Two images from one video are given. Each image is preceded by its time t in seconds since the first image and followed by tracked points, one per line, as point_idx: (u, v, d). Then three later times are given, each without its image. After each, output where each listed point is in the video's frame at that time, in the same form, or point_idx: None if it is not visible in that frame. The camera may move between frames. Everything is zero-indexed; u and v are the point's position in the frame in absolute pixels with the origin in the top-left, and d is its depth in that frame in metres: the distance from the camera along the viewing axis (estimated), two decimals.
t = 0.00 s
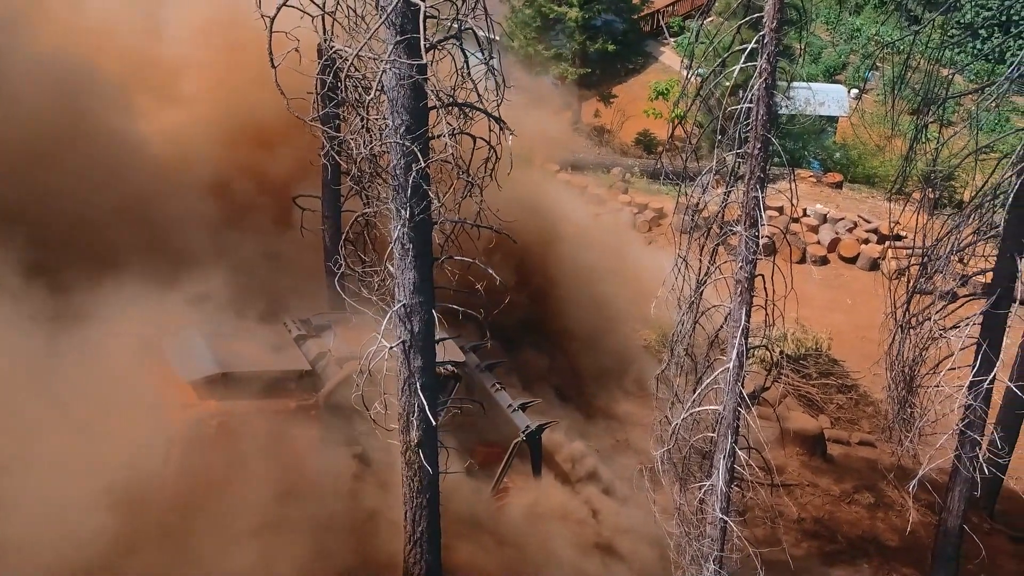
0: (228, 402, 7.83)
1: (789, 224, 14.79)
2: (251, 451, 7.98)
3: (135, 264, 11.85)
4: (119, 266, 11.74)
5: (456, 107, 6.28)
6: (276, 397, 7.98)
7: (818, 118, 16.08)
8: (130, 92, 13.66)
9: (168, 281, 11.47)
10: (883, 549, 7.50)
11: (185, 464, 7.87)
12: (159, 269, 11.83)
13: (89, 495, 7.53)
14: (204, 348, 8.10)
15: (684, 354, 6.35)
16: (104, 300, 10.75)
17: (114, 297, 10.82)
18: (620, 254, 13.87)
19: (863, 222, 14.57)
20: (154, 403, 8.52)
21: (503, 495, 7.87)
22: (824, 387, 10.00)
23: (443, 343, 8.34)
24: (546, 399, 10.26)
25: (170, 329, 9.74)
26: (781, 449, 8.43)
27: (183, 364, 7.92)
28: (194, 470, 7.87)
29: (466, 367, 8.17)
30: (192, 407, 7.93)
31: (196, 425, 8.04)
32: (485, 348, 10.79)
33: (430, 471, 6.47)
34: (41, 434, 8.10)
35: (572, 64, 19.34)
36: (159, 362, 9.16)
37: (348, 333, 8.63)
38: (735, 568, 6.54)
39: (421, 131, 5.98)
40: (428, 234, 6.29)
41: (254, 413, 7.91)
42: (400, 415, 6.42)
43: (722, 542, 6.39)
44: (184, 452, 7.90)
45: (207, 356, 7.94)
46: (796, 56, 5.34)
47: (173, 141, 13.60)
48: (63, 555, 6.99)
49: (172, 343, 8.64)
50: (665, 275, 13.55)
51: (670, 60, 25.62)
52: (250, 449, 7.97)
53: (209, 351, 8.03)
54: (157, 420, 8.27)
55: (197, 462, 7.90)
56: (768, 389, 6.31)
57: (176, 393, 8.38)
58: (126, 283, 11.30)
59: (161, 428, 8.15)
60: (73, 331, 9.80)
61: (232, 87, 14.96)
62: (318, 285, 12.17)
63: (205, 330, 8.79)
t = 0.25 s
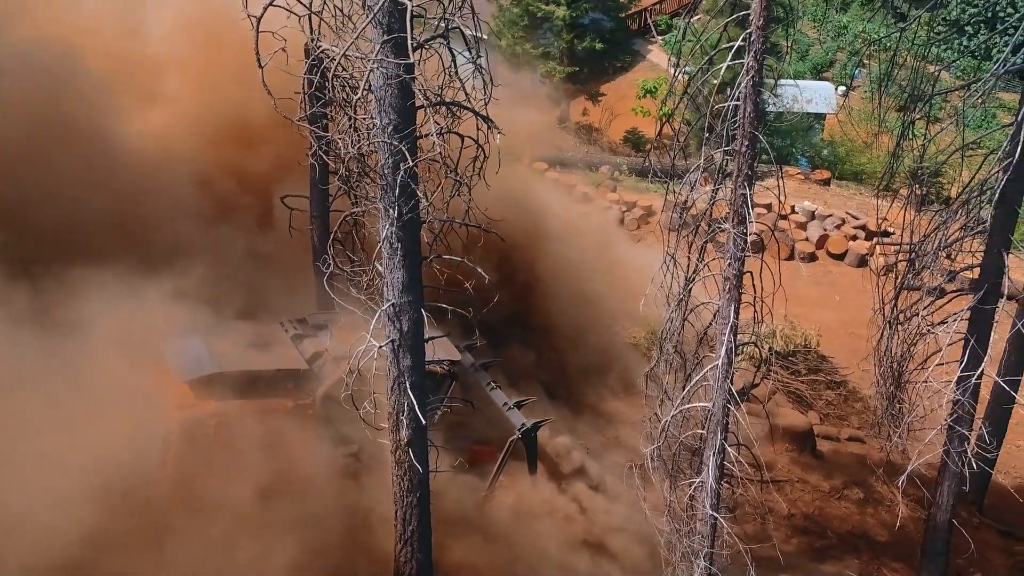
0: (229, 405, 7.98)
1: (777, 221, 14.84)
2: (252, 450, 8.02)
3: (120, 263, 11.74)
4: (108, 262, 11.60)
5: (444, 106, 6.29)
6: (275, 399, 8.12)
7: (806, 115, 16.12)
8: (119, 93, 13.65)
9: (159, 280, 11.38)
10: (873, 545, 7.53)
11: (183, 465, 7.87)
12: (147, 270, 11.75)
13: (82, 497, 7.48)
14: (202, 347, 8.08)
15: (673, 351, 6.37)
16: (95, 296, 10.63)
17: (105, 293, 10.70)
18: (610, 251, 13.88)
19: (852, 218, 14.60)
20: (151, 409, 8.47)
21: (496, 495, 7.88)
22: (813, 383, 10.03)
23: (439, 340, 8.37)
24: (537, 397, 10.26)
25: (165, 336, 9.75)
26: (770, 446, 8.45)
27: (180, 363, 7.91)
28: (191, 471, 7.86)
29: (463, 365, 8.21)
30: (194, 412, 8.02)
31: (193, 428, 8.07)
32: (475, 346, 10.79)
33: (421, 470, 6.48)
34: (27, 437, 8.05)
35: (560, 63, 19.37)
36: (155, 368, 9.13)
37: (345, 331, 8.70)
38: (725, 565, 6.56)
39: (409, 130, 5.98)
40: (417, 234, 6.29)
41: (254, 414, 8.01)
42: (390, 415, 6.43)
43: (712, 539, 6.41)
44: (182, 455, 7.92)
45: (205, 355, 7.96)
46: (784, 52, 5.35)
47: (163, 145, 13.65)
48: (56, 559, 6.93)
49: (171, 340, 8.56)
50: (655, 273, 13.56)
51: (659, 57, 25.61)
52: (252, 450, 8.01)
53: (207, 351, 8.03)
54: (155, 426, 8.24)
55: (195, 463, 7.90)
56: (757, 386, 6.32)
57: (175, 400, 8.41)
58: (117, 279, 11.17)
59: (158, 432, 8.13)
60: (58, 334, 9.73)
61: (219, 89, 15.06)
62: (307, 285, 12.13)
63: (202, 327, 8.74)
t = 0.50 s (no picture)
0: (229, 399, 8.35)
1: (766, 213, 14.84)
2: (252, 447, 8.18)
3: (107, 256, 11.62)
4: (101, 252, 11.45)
5: (432, 100, 6.30)
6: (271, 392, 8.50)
7: (795, 108, 16.12)
8: (104, 83, 13.54)
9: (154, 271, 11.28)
10: (863, 535, 7.56)
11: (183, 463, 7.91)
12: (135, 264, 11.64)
13: (75, 497, 7.42)
14: (197, 340, 8.47)
15: (663, 344, 6.38)
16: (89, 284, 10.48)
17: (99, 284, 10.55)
18: (600, 244, 13.86)
19: (841, 210, 14.60)
20: (146, 408, 8.48)
21: (489, 488, 7.87)
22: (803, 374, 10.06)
23: (434, 333, 8.35)
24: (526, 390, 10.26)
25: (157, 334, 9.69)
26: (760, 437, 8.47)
27: (177, 356, 8.31)
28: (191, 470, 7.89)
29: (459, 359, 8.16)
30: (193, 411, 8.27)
31: (192, 425, 8.22)
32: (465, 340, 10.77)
33: (412, 464, 6.49)
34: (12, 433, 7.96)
35: (548, 57, 19.31)
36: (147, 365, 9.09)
37: (340, 322, 8.66)
38: (715, 556, 6.59)
39: (398, 125, 5.98)
40: (406, 228, 6.30)
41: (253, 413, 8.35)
42: (381, 409, 6.44)
43: (702, 531, 6.43)
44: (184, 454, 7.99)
45: (201, 348, 8.35)
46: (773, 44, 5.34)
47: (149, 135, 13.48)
48: (52, 559, 6.88)
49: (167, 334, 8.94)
50: (645, 265, 13.55)
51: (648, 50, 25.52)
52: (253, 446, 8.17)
53: (203, 345, 8.41)
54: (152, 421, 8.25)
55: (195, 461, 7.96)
56: (747, 378, 6.34)
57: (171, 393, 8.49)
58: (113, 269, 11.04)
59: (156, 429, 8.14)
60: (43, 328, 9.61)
61: (205, 80, 14.89)
62: (297, 280, 12.08)
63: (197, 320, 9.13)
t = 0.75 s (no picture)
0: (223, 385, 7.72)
1: (756, 199, 14.88)
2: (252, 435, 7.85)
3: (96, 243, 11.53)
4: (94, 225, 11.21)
5: (422, 89, 6.29)
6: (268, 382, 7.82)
7: (783, 94, 16.18)
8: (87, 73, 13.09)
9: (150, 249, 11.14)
10: (853, 520, 7.62)
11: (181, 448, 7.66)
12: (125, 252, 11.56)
13: (71, 488, 7.40)
14: (196, 328, 7.97)
15: (653, 330, 6.41)
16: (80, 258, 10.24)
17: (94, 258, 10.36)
18: (590, 231, 13.88)
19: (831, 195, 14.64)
20: (139, 377, 8.19)
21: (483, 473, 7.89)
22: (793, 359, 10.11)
23: (426, 318, 7.98)
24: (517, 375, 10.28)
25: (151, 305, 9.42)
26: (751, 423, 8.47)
27: (173, 345, 7.78)
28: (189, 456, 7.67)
29: (455, 347, 7.87)
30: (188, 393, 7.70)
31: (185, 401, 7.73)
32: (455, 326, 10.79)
33: (404, 452, 6.53)
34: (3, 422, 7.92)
35: (537, 43, 19.29)
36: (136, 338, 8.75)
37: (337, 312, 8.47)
38: (706, 541, 6.64)
39: (387, 113, 5.97)
40: (397, 216, 6.31)
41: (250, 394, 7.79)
42: (372, 397, 6.47)
43: (693, 516, 6.48)
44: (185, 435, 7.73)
45: (199, 338, 7.81)
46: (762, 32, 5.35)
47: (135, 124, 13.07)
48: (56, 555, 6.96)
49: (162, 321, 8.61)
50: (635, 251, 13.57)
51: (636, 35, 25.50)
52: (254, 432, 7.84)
53: (201, 334, 7.88)
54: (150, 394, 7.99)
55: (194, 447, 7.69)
56: (737, 364, 6.36)
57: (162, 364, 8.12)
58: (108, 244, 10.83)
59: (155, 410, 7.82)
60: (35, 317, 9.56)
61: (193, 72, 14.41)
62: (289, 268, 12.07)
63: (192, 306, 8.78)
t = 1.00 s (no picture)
0: (221, 369, 7.75)
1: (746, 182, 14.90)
2: (249, 421, 7.85)
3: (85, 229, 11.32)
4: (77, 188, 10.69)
5: (410, 73, 6.24)
6: (267, 364, 7.85)
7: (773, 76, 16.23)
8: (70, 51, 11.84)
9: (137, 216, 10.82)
10: (844, 501, 7.66)
11: (180, 433, 7.68)
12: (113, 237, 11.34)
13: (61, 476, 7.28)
14: (194, 314, 7.99)
15: (644, 313, 6.40)
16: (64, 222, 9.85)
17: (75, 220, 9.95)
18: (582, 215, 13.86)
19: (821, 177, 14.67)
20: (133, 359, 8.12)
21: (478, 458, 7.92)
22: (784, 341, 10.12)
23: (423, 303, 8.08)
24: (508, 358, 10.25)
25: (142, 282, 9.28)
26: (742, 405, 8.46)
27: (173, 331, 7.82)
28: (188, 441, 7.66)
29: (452, 332, 7.98)
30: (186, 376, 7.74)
31: (186, 385, 7.75)
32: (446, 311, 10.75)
33: (396, 436, 6.53)
34: None
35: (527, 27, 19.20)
36: (128, 317, 8.64)
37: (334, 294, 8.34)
38: (697, 523, 6.66)
39: (376, 97, 5.92)
40: (387, 200, 6.27)
41: (251, 378, 7.83)
42: (363, 381, 6.45)
43: (685, 497, 6.48)
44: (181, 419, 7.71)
45: (198, 324, 7.84)
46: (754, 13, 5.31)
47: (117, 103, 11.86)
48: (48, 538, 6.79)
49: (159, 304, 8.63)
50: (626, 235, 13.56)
51: (624, 19, 25.38)
52: (249, 418, 7.84)
53: (200, 319, 7.90)
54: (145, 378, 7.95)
55: (191, 433, 7.69)
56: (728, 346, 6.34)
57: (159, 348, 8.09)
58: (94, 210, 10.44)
59: (152, 395, 7.78)
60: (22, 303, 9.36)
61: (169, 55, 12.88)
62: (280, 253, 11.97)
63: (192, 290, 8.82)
